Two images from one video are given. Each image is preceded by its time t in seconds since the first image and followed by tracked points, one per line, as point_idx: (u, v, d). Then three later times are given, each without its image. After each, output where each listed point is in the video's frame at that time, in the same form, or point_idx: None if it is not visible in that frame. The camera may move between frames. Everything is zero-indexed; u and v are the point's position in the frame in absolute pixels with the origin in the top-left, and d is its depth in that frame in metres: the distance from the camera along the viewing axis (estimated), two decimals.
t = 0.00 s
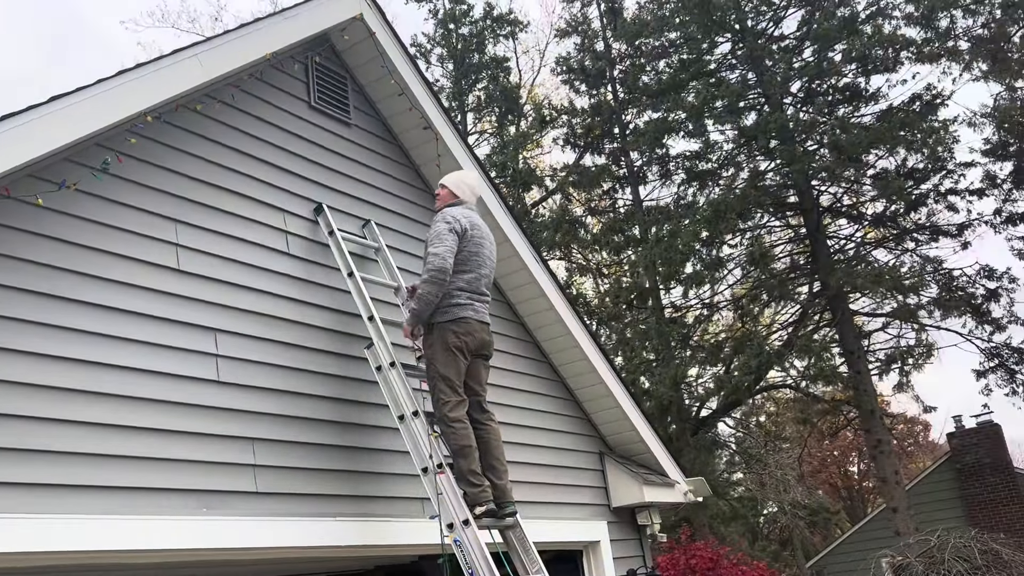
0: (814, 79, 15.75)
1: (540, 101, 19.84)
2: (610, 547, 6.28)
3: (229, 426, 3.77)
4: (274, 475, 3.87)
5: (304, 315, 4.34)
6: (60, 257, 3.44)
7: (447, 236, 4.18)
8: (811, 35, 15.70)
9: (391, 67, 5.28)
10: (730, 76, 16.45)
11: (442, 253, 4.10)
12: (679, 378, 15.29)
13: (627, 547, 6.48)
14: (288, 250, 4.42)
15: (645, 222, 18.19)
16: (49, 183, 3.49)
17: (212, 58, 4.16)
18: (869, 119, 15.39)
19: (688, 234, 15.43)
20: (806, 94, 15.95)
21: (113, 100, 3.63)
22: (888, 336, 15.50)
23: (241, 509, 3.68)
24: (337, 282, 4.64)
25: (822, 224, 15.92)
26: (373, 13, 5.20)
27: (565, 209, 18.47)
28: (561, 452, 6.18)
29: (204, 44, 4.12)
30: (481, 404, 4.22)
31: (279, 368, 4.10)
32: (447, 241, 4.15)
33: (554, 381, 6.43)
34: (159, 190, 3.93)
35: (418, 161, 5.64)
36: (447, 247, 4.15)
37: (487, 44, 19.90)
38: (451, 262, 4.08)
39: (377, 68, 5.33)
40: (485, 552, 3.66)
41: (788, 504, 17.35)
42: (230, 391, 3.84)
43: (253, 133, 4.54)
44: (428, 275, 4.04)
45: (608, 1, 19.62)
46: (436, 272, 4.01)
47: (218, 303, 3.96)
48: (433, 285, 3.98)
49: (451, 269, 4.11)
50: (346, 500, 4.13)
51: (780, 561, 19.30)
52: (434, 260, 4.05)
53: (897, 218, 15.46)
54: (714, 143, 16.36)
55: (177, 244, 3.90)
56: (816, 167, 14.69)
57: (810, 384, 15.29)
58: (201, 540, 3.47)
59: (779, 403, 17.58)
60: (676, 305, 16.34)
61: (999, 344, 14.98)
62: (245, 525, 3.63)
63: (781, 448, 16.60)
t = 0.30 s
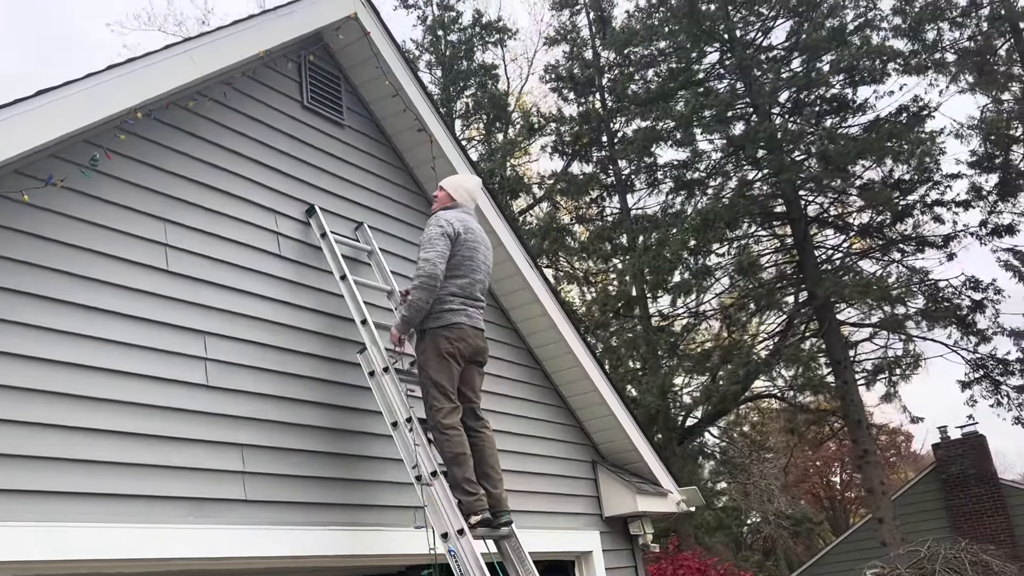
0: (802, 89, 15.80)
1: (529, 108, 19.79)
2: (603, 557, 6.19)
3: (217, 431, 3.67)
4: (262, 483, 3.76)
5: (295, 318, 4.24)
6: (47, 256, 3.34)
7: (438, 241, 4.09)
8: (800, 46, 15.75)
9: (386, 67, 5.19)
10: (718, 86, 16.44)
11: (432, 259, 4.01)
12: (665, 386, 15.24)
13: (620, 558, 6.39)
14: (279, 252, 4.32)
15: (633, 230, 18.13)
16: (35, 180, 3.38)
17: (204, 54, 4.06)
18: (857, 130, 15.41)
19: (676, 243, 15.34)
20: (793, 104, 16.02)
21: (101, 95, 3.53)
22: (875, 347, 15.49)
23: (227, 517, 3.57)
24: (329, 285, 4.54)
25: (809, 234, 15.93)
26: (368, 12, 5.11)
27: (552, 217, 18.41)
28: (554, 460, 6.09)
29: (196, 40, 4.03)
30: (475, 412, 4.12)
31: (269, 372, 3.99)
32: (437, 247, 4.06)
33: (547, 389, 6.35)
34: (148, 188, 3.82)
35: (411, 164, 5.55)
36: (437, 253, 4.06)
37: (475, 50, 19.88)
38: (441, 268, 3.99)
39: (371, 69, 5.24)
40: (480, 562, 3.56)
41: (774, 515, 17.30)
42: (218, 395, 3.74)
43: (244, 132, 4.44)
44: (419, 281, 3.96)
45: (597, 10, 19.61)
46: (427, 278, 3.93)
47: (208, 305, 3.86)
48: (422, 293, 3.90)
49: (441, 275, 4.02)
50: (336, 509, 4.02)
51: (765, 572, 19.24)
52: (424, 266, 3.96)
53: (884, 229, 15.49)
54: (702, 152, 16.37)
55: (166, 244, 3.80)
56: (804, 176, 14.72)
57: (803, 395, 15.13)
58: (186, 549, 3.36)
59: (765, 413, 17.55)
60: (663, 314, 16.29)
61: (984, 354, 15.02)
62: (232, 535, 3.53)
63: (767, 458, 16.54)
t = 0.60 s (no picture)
0: (792, 100, 15.81)
1: (519, 117, 19.70)
2: (601, 565, 6.09)
3: (212, 431, 3.57)
4: (258, 485, 3.66)
5: (294, 316, 4.13)
6: (43, 247, 3.23)
7: (436, 241, 4.00)
8: (792, 56, 15.76)
9: (386, 64, 5.11)
10: (709, 96, 16.44)
11: (429, 259, 3.92)
12: (654, 395, 15.16)
13: (617, 566, 6.29)
14: (278, 249, 4.22)
15: (622, 240, 18.04)
16: (30, 168, 3.27)
17: (204, 45, 3.97)
18: (847, 141, 15.38)
19: (666, 252, 15.20)
20: (783, 115, 16.01)
21: (97, 83, 3.43)
22: (864, 357, 15.44)
23: (223, 520, 3.47)
24: (328, 284, 4.44)
25: (799, 245, 15.90)
26: (369, 8, 5.03)
27: (542, 226, 18.30)
28: (552, 466, 5.99)
29: (195, 29, 3.93)
30: (478, 414, 4.02)
31: (267, 371, 3.89)
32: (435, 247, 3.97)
33: (545, 393, 6.26)
34: (146, 181, 3.72)
35: (410, 163, 5.45)
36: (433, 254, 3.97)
37: (465, 58, 19.75)
38: (438, 270, 3.90)
39: (372, 65, 5.15)
40: (483, 568, 3.45)
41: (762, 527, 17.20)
42: (216, 395, 3.65)
43: (243, 126, 4.35)
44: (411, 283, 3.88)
45: (588, 20, 19.67)
46: (420, 280, 3.84)
47: (205, 301, 3.76)
48: (414, 295, 3.82)
49: (438, 276, 3.93)
50: (335, 511, 3.92)
51: None
52: (419, 267, 3.87)
53: (873, 240, 15.48)
54: (691, 162, 16.35)
55: (163, 239, 3.69)
56: (794, 187, 14.71)
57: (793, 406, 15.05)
58: (180, 553, 3.26)
59: (753, 424, 17.48)
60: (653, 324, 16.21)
61: (971, 366, 15.05)
62: (227, 538, 3.43)
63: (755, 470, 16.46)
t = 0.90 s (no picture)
0: (781, 114, 15.80)
1: (507, 126, 19.65)
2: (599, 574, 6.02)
3: (214, 431, 3.48)
4: (261, 487, 3.56)
5: (298, 315, 4.04)
6: (45, 238, 3.14)
7: (443, 241, 3.92)
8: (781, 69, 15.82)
9: (392, 62, 5.04)
10: (697, 108, 16.50)
11: (434, 260, 3.85)
12: (639, 407, 15.09)
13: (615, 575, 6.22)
14: (282, 247, 4.13)
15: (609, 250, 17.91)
16: (35, 157, 3.19)
17: (213, 36, 3.90)
18: (833, 155, 15.32)
19: (655, 263, 15.11)
20: (770, 128, 16.03)
21: (106, 71, 3.36)
22: (850, 371, 15.31)
23: (225, 522, 3.38)
24: (333, 283, 4.36)
25: (785, 257, 15.92)
26: (375, 6, 4.98)
27: (529, 236, 18.23)
28: (551, 472, 5.93)
29: (205, 20, 3.87)
30: (487, 416, 3.94)
31: (271, 370, 3.80)
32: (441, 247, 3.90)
33: (544, 398, 6.19)
34: (153, 174, 3.63)
35: (414, 164, 5.38)
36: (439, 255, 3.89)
37: (453, 67, 19.64)
38: (443, 271, 3.82)
39: (377, 64, 5.09)
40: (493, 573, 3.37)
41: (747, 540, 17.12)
42: (219, 394, 3.56)
43: (250, 121, 4.27)
44: (415, 285, 3.80)
45: (577, 30, 19.54)
46: (423, 282, 3.76)
47: (209, 298, 3.67)
48: (417, 296, 3.75)
49: (443, 277, 3.85)
50: (338, 515, 3.83)
51: None
52: (423, 268, 3.80)
53: (858, 254, 15.44)
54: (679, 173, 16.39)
55: (169, 233, 3.60)
56: (783, 199, 14.77)
57: (780, 419, 14.96)
58: (180, 555, 3.16)
59: (738, 437, 17.41)
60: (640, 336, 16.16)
61: (954, 380, 14.99)
62: (227, 540, 3.33)
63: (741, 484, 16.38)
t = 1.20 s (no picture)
0: (763, 130, 15.85)
1: (490, 137, 19.53)
2: None
3: (225, 437, 3.39)
4: (272, 495, 3.48)
5: (307, 320, 3.97)
6: (56, 236, 3.05)
7: (459, 249, 3.89)
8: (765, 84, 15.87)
9: (400, 66, 5.00)
10: (681, 122, 16.52)
11: (451, 268, 3.82)
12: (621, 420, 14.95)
13: None
14: (292, 250, 4.06)
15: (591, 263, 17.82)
16: (50, 153, 3.12)
17: (227, 35, 3.85)
18: (814, 170, 15.43)
19: (639, 275, 15.03)
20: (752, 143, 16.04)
21: (122, 67, 3.29)
22: (830, 385, 15.27)
23: (235, 531, 3.29)
24: (342, 288, 4.29)
25: (766, 272, 15.86)
26: (384, 9, 4.93)
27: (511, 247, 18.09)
28: (551, 483, 5.86)
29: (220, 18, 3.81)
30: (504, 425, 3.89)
31: (282, 376, 3.72)
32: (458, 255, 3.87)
33: (544, 409, 6.13)
34: (166, 173, 3.56)
35: (419, 169, 5.33)
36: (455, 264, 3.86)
37: (436, 78, 19.56)
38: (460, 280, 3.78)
39: (385, 67, 5.04)
40: None
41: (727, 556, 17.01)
42: (230, 399, 3.48)
43: (260, 123, 4.20)
44: (434, 293, 3.78)
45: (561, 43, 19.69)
46: (443, 290, 3.74)
47: (220, 300, 3.58)
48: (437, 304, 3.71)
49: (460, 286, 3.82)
50: (348, 525, 3.74)
51: None
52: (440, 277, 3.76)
53: (837, 269, 15.43)
54: (662, 187, 16.37)
55: (180, 234, 3.52)
56: (765, 214, 14.78)
57: (762, 432, 14.84)
58: (192, 565, 3.07)
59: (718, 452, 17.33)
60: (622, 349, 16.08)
61: (932, 396, 15.01)
62: (237, 551, 3.24)
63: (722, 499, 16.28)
